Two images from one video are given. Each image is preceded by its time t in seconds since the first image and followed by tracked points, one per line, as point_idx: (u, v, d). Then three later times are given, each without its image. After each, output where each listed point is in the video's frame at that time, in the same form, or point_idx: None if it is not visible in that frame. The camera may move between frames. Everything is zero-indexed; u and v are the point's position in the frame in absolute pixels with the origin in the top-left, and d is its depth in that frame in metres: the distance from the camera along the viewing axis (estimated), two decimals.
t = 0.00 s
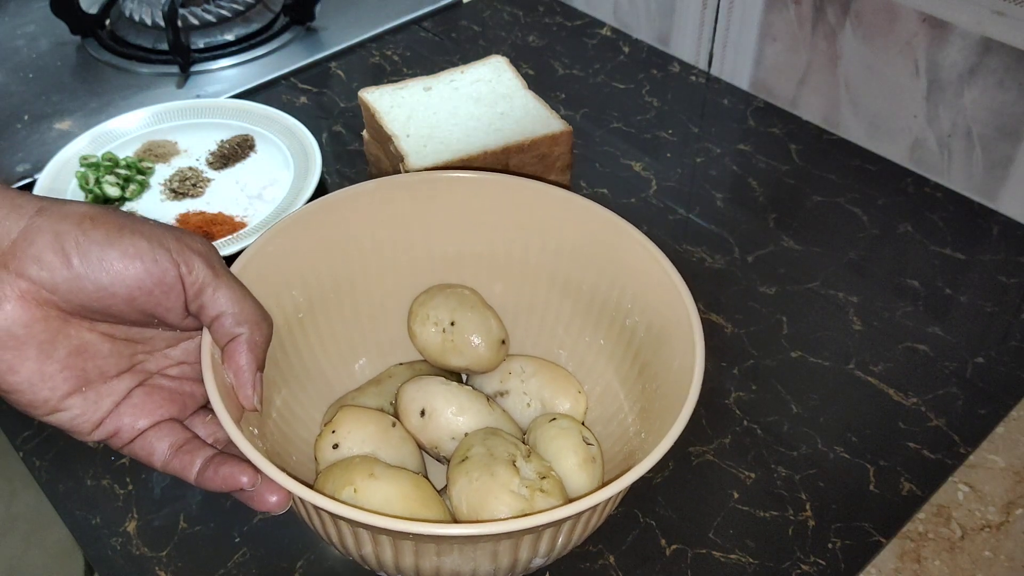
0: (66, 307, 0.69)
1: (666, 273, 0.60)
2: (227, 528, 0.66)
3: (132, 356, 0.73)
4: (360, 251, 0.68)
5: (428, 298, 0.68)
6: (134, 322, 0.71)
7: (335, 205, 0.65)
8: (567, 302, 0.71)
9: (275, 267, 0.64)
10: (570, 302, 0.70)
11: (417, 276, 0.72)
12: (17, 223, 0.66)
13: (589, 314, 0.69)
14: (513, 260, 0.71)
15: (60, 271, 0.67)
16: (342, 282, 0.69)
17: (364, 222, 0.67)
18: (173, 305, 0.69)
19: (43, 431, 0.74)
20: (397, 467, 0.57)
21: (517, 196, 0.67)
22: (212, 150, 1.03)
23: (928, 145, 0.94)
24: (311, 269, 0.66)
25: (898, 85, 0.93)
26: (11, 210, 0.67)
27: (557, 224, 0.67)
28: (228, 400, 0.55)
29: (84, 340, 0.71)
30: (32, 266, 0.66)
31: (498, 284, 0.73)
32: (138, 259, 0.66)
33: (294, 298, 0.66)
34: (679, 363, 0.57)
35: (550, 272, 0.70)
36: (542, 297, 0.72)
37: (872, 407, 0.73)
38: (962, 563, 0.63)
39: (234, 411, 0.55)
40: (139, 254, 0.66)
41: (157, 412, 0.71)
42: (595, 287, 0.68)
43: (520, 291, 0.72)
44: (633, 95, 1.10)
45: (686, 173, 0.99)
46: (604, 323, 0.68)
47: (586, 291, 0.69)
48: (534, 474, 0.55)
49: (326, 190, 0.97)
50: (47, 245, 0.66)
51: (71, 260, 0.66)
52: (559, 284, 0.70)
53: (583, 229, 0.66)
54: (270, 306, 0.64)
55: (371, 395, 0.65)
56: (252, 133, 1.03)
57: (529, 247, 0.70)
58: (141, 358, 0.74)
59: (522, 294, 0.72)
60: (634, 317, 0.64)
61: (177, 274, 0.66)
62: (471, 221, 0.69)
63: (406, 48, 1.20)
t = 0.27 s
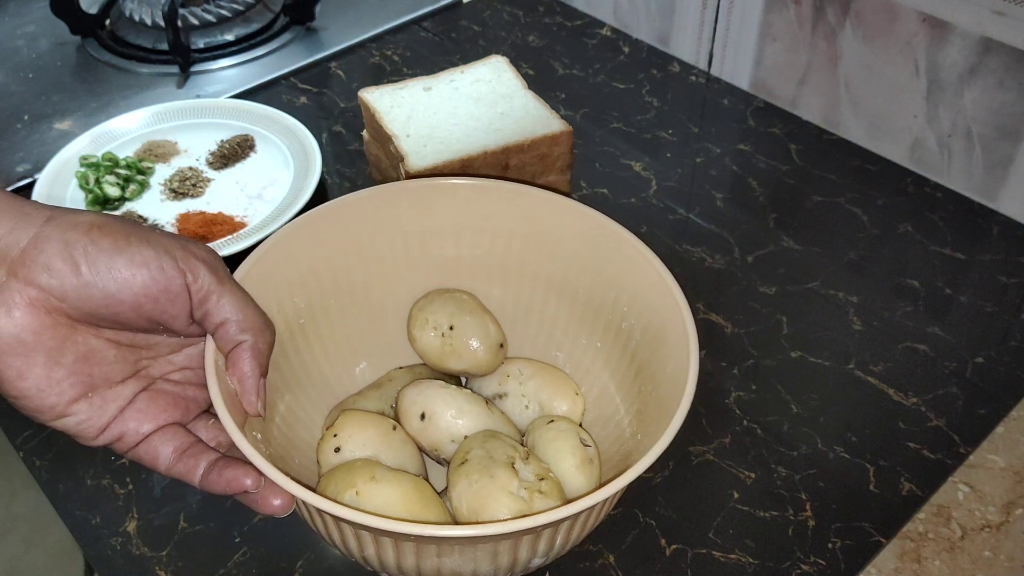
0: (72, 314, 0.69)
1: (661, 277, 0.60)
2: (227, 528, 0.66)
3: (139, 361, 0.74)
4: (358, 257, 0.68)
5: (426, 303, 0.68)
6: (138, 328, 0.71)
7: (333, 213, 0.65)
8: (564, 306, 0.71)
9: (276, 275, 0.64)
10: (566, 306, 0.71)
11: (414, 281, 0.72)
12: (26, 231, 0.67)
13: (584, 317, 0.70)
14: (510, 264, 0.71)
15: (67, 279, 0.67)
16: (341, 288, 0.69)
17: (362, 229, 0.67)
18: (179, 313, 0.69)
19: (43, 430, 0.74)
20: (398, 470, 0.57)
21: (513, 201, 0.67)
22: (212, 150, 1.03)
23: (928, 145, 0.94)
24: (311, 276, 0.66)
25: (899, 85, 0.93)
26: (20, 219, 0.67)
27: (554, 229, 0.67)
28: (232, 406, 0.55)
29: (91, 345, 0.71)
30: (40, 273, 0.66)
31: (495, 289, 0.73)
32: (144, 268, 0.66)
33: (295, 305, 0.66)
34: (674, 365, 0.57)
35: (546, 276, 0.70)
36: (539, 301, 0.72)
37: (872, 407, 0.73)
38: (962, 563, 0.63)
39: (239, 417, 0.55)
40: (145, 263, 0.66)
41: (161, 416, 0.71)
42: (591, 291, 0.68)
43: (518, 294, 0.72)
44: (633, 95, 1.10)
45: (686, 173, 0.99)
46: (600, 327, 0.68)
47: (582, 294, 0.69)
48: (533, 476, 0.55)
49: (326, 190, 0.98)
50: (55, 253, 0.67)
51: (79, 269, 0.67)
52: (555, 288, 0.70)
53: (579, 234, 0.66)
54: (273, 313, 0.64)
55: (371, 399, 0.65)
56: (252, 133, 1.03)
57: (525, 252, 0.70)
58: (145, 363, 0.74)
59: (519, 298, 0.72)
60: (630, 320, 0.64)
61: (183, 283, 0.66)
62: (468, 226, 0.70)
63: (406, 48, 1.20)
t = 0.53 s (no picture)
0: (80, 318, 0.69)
1: (656, 278, 0.61)
2: (227, 528, 0.66)
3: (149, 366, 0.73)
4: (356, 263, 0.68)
5: (426, 307, 0.68)
6: (146, 330, 0.71)
7: (331, 222, 0.65)
8: (561, 308, 0.71)
9: (275, 284, 0.63)
10: (563, 308, 0.71)
11: (413, 285, 0.72)
12: (32, 234, 0.67)
13: (581, 319, 0.70)
14: (506, 267, 0.71)
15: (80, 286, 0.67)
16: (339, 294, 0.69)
17: (360, 236, 0.67)
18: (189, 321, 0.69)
19: (43, 430, 0.74)
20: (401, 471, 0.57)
21: (509, 205, 0.68)
22: (212, 150, 1.03)
23: (928, 145, 0.94)
24: (310, 285, 0.66)
25: (899, 85, 0.93)
26: (32, 227, 0.67)
27: (550, 233, 0.67)
28: (241, 412, 0.55)
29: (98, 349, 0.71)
30: (53, 281, 0.67)
31: (493, 291, 0.73)
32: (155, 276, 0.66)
33: (295, 314, 0.65)
34: (670, 366, 0.57)
35: (543, 278, 0.70)
36: (536, 304, 0.72)
37: (872, 407, 0.73)
38: (962, 563, 0.63)
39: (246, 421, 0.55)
40: (155, 272, 0.66)
41: (168, 420, 0.71)
42: (587, 292, 0.68)
43: (514, 297, 0.72)
44: (633, 95, 1.10)
45: (686, 173, 0.99)
46: (596, 328, 0.68)
47: (578, 296, 0.69)
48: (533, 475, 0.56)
49: (326, 190, 0.98)
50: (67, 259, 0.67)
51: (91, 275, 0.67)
52: (552, 291, 0.71)
53: (574, 237, 0.66)
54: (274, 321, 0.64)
55: (373, 402, 0.65)
56: (252, 133, 1.03)
57: (522, 255, 0.70)
58: (152, 367, 0.74)
59: (517, 301, 0.73)
60: (626, 321, 0.64)
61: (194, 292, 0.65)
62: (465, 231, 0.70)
63: (405, 48, 1.20)
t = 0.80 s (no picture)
0: (102, 332, 0.68)
1: (650, 286, 0.61)
2: (227, 528, 0.66)
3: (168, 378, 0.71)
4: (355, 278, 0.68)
5: (426, 318, 0.68)
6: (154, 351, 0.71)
7: (328, 241, 0.65)
8: (558, 316, 0.71)
9: (275, 304, 0.63)
10: (561, 317, 0.71)
11: (412, 298, 0.72)
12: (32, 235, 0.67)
13: (577, 327, 0.70)
14: (503, 279, 0.71)
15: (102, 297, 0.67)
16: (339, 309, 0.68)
17: (358, 253, 0.67)
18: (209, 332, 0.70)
19: (43, 430, 0.74)
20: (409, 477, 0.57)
21: (503, 217, 0.68)
22: (212, 150, 1.03)
23: (928, 145, 0.94)
24: (310, 303, 0.66)
25: (899, 85, 0.93)
26: (56, 244, 0.67)
27: (546, 243, 0.68)
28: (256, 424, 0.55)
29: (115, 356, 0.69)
30: (77, 296, 0.66)
31: (492, 301, 0.73)
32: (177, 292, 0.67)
33: (297, 332, 0.65)
34: (665, 372, 0.58)
35: (539, 289, 0.71)
36: (534, 313, 0.72)
37: (872, 407, 0.73)
38: (962, 563, 0.63)
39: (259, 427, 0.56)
40: (177, 290, 0.66)
41: (185, 430, 0.68)
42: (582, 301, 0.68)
43: (511, 308, 0.73)
44: (633, 95, 1.10)
45: (686, 173, 0.99)
46: (592, 335, 0.69)
47: (573, 305, 0.69)
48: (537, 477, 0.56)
49: (326, 191, 0.98)
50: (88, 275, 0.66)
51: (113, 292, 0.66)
52: (549, 300, 0.71)
53: (570, 247, 0.67)
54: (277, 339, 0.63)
55: (379, 411, 0.65)
56: (252, 133, 1.03)
57: (518, 266, 0.70)
58: (167, 380, 0.72)
59: (516, 311, 0.73)
60: (622, 329, 0.65)
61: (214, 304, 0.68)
62: (462, 243, 0.70)
63: (405, 47, 1.20)
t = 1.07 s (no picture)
0: (129, 354, 0.67)
1: (640, 306, 0.63)
2: (227, 528, 0.66)
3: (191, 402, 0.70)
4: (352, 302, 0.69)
5: (423, 336, 0.68)
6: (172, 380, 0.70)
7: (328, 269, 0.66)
8: (549, 335, 0.73)
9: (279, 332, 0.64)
10: (551, 336, 0.73)
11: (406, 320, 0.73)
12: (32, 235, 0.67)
13: (566, 346, 0.72)
14: (496, 301, 0.73)
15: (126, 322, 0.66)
16: (337, 334, 0.69)
17: (356, 279, 0.68)
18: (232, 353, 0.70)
19: (42, 430, 0.73)
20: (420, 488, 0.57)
21: (496, 241, 0.70)
22: (212, 150, 1.03)
23: (928, 145, 0.94)
24: (310, 329, 0.67)
25: (899, 85, 0.93)
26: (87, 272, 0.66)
27: (537, 264, 0.70)
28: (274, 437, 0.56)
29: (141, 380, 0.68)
30: (108, 320, 0.66)
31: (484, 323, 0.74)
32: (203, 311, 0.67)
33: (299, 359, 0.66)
34: (658, 389, 0.60)
35: (530, 309, 0.72)
36: (526, 333, 0.74)
37: (872, 407, 0.73)
38: (962, 563, 0.63)
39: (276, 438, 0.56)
40: (200, 315, 0.66)
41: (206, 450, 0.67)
42: (572, 320, 0.70)
43: (502, 329, 0.74)
44: (633, 95, 1.10)
45: (686, 173, 0.99)
46: (581, 354, 0.71)
47: (563, 325, 0.71)
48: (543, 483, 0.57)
49: (326, 191, 0.98)
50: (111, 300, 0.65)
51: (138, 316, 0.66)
52: (541, 320, 0.73)
53: (560, 268, 0.69)
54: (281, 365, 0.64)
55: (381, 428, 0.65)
56: (252, 133, 1.03)
57: (510, 288, 0.72)
58: (186, 401, 0.71)
59: (508, 331, 0.74)
60: (612, 346, 0.67)
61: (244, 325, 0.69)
62: (457, 265, 0.71)
63: (405, 47, 1.20)
